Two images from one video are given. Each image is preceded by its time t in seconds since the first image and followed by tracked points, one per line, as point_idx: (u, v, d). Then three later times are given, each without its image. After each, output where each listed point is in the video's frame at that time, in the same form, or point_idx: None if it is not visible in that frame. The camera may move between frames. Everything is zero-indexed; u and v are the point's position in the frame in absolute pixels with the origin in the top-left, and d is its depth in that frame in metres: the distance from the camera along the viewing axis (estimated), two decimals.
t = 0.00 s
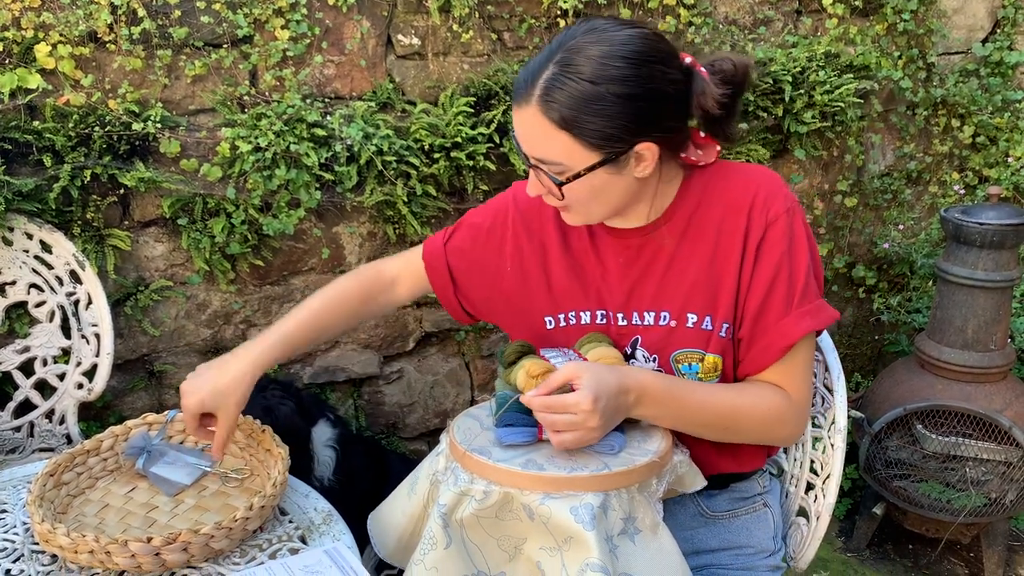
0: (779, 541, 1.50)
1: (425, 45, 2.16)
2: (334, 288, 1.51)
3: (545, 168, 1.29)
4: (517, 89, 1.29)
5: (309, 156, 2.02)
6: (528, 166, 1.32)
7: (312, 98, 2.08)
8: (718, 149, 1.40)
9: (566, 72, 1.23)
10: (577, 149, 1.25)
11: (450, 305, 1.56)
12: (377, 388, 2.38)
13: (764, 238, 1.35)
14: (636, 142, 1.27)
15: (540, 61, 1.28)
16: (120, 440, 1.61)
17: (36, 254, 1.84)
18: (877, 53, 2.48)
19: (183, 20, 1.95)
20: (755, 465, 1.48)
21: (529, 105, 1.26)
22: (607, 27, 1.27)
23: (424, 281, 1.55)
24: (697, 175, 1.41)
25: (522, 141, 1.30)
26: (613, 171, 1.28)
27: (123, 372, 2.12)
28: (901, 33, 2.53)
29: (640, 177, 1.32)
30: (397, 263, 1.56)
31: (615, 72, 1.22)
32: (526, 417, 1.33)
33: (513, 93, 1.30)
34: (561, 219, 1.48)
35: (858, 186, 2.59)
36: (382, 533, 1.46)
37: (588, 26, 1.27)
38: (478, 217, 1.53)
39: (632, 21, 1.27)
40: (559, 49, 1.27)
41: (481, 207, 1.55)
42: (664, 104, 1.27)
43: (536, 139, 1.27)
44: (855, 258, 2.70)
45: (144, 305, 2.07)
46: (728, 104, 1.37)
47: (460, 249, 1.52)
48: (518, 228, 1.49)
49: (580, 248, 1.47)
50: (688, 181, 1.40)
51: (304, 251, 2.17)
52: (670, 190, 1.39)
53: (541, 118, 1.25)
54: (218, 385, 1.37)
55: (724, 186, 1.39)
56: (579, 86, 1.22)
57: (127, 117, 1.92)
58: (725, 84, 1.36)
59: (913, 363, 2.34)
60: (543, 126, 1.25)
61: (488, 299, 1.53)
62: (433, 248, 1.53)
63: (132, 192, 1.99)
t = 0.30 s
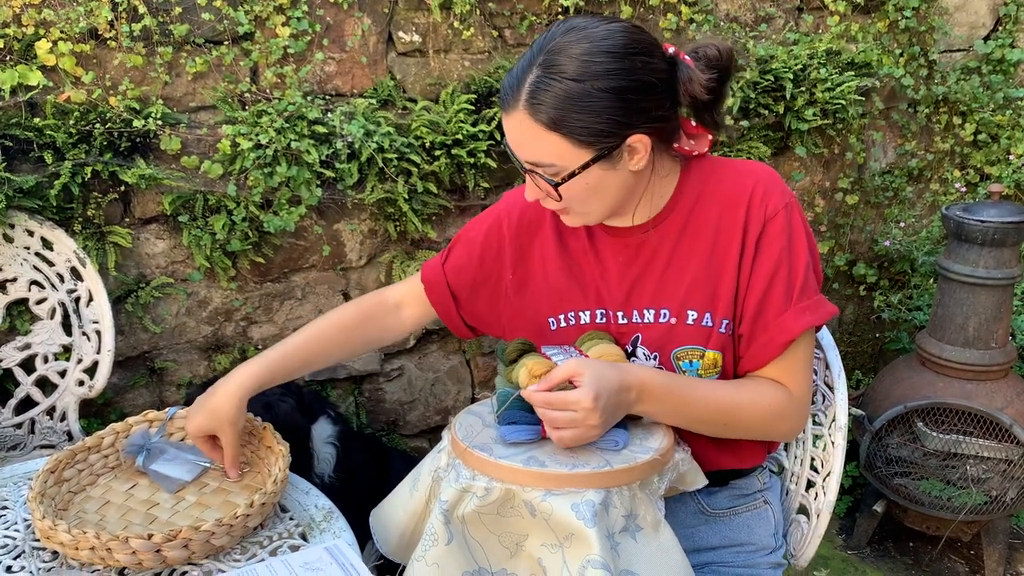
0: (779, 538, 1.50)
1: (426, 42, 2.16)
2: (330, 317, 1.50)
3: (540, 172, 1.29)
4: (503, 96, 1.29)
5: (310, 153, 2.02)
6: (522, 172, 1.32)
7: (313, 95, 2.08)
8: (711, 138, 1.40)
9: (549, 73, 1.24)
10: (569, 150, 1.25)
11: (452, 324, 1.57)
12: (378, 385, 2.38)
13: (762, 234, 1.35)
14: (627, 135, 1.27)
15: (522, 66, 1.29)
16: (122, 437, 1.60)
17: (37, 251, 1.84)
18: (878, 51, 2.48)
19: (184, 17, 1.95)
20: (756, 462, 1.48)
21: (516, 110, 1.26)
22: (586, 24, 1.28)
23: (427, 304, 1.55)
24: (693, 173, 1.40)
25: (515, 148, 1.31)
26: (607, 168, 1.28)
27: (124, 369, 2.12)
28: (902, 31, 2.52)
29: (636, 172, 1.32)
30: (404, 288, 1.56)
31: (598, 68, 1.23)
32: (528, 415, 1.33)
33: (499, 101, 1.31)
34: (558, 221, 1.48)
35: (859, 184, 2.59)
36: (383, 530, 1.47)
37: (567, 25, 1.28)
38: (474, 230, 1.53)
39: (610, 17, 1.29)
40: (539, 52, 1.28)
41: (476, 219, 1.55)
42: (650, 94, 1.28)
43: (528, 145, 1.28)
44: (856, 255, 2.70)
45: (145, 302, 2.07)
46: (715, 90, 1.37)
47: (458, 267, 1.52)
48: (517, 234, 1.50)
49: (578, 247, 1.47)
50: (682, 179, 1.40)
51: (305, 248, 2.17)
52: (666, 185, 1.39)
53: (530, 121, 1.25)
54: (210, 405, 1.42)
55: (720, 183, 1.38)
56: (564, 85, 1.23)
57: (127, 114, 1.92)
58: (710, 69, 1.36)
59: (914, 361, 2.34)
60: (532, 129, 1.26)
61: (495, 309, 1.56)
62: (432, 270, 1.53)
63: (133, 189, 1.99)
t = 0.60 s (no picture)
0: (781, 540, 1.50)
1: (428, 41, 2.16)
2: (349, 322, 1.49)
3: (570, 176, 1.28)
4: (528, 104, 1.28)
5: (312, 152, 2.02)
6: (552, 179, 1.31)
7: (316, 94, 2.09)
8: (728, 127, 1.37)
9: (574, 75, 1.23)
10: (600, 149, 1.24)
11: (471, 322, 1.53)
12: (380, 384, 2.38)
13: (778, 243, 1.34)
14: (657, 129, 1.26)
15: (543, 69, 1.28)
16: (125, 436, 1.60)
17: (40, 250, 1.84)
18: (881, 50, 2.47)
19: (187, 16, 1.95)
20: (758, 468, 1.48)
21: (544, 117, 1.25)
22: (604, 23, 1.27)
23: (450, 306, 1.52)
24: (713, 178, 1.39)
25: (543, 155, 1.29)
26: (637, 166, 1.27)
27: (126, 367, 2.12)
28: (905, 30, 2.53)
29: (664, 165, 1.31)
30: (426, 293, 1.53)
31: (624, 64, 1.21)
32: (532, 415, 1.33)
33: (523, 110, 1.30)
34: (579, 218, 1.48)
35: (861, 183, 2.60)
36: (385, 529, 1.47)
37: (583, 26, 1.27)
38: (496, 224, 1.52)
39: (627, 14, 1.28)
40: (561, 54, 1.27)
41: (499, 211, 1.54)
42: (676, 86, 1.26)
43: (558, 150, 1.26)
44: (857, 254, 2.70)
45: (147, 301, 2.07)
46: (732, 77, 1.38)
47: (481, 265, 1.50)
48: (534, 233, 1.49)
49: (594, 246, 1.47)
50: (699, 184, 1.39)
51: (307, 246, 2.17)
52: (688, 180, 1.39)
53: (560, 126, 1.24)
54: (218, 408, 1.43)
55: (739, 189, 1.38)
56: (592, 84, 1.21)
57: (130, 113, 1.92)
58: (726, 57, 1.38)
59: (916, 360, 2.34)
60: (563, 134, 1.24)
61: (507, 304, 1.55)
62: (453, 269, 1.50)
63: (136, 188, 1.99)
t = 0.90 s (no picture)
0: (786, 541, 1.50)
1: (431, 40, 2.16)
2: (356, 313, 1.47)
3: (633, 191, 1.21)
4: (590, 116, 1.18)
5: (316, 151, 2.01)
6: (606, 192, 1.23)
7: (319, 93, 2.09)
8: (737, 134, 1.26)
9: (649, 90, 1.15)
10: (667, 164, 1.19)
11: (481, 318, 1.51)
12: (383, 383, 2.38)
13: (796, 247, 1.34)
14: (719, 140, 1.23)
15: (603, 80, 1.19)
16: (128, 435, 1.61)
17: (44, 249, 1.83)
18: (884, 49, 2.47)
19: (190, 15, 1.95)
20: (764, 469, 1.48)
21: (614, 133, 1.16)
22: (667, 31, 1.19)
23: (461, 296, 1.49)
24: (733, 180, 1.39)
25: (599, 167, 1.21)
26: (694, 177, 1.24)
27: (129, 366, 2.12)
28: (909, 29, 2.52)
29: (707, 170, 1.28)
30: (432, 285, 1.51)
31: (698, 78, 1.16)
32: (537, 414, 1.33)
33: (581, 120, 1.20)
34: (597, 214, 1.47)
35: (864, 183, 2.61)
36: (390, 529, 1.47)
37: (647, 35, 1.19)
38: (512, 214, 1.50)
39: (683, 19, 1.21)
40: (623, 64, 1.18)
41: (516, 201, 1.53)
42: (737, 96, 1.23)
43: (624, 166, 1.18)
44: (860, 254, 2.71)
45: (151, 300, 2.07)
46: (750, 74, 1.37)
47: (494, 254, 1.48)
48: (548, 228, 1.48)
49: (611, 244, 1.47)
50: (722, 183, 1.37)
51: (310, 246, 2.17)
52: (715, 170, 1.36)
53: (633, 144, 1.16)
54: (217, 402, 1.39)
55: (757, 190, 1.38)
56: (667, 99, 1.14)
57: (134, 112, 1.92)
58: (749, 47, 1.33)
59: (920, 361, 2.34)
60: (633, 152, 1.16)
61: (517, 297, 1.52)
62: (467, 258, 1.48)
63: (139, 188, 1.99)
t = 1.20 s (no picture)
0: (787, 541, 1.50)
1: (433, 39, 2.16)
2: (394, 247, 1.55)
3: (623, 210, 1.21)
4: (582, 138, 1.17)
5: (318, 151, 2.01)
6: (597, 210, 1.23)
7: (321, 92, 2.09)
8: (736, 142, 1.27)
9: (642, 114, 1.13)
10: (658, 186, 1.18)
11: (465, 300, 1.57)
12: (384, 383, 2.38)
13: (789, 246, 1.32)
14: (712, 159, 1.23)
15: (596, 101, 1.17)
16: (130, 435, 1.61)
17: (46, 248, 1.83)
18: (887, 49, 2.47)
19: (192, 15, 1.95)
20: (765, 469, 1.48)
21: (605, 156, 1.15)
22: (661, 52, 1.17)
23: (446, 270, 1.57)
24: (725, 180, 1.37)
25: (590, 186, 1.20)
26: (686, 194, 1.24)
27: (131, 365, 2.12)
28: (912, 29, 2.52)
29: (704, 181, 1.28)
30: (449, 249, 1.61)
31: (692, 103, 1.14)
32: (536, 415, 1.33)
33: (573, 141, 1.19)
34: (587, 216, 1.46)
35: (867, 183, 2.60)
36: (389, 529, 1.47)
37: (642, 55, 1.17)
38: (500, 210, 1.53)
39: (678, 38, 1.20)
40: (617, 84, 1.16)
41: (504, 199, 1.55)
42: (730, 116, 1.21)
43: (615, 187, 1.18)
44: (863, 254, 2.70)
45: (152, 300, 2.07)
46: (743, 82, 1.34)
47: (481, 243, 1.52)
48: (535, 228, 1.49)
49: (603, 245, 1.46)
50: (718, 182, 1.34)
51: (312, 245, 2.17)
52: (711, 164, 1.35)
53: (624, 167, 1.15)
54: (275, 277, 1.42)
55: (751, 190, 1.36)
56: (660, 124, 1.13)
57: (136, 111, 1.92)
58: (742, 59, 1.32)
59: (922, 361, 2.33)
60: (623, 175, 1.16)
61: (511, 295, 1.54)
62: (455, 242, 1.54)
63: (141, 187, 1.99)
